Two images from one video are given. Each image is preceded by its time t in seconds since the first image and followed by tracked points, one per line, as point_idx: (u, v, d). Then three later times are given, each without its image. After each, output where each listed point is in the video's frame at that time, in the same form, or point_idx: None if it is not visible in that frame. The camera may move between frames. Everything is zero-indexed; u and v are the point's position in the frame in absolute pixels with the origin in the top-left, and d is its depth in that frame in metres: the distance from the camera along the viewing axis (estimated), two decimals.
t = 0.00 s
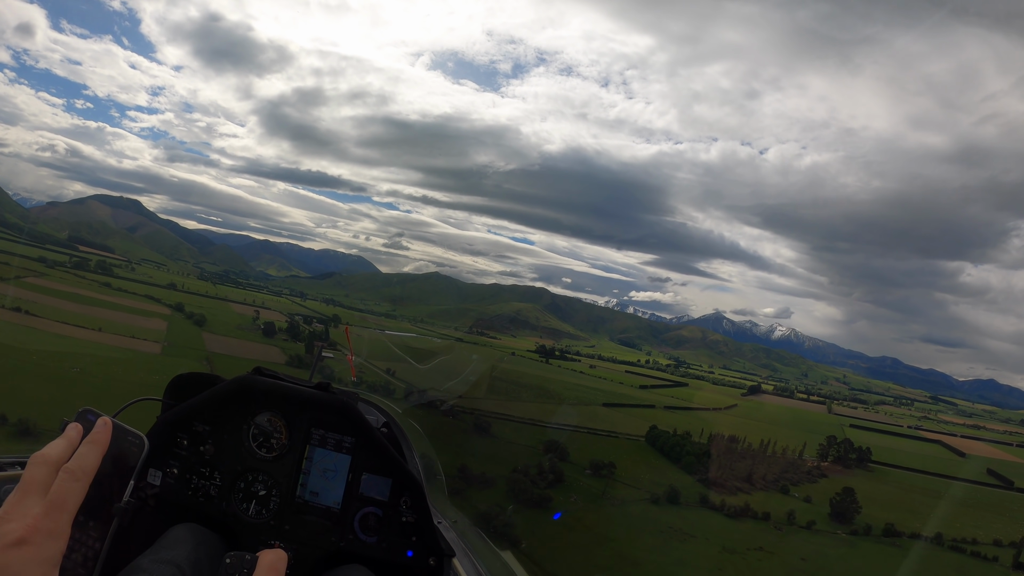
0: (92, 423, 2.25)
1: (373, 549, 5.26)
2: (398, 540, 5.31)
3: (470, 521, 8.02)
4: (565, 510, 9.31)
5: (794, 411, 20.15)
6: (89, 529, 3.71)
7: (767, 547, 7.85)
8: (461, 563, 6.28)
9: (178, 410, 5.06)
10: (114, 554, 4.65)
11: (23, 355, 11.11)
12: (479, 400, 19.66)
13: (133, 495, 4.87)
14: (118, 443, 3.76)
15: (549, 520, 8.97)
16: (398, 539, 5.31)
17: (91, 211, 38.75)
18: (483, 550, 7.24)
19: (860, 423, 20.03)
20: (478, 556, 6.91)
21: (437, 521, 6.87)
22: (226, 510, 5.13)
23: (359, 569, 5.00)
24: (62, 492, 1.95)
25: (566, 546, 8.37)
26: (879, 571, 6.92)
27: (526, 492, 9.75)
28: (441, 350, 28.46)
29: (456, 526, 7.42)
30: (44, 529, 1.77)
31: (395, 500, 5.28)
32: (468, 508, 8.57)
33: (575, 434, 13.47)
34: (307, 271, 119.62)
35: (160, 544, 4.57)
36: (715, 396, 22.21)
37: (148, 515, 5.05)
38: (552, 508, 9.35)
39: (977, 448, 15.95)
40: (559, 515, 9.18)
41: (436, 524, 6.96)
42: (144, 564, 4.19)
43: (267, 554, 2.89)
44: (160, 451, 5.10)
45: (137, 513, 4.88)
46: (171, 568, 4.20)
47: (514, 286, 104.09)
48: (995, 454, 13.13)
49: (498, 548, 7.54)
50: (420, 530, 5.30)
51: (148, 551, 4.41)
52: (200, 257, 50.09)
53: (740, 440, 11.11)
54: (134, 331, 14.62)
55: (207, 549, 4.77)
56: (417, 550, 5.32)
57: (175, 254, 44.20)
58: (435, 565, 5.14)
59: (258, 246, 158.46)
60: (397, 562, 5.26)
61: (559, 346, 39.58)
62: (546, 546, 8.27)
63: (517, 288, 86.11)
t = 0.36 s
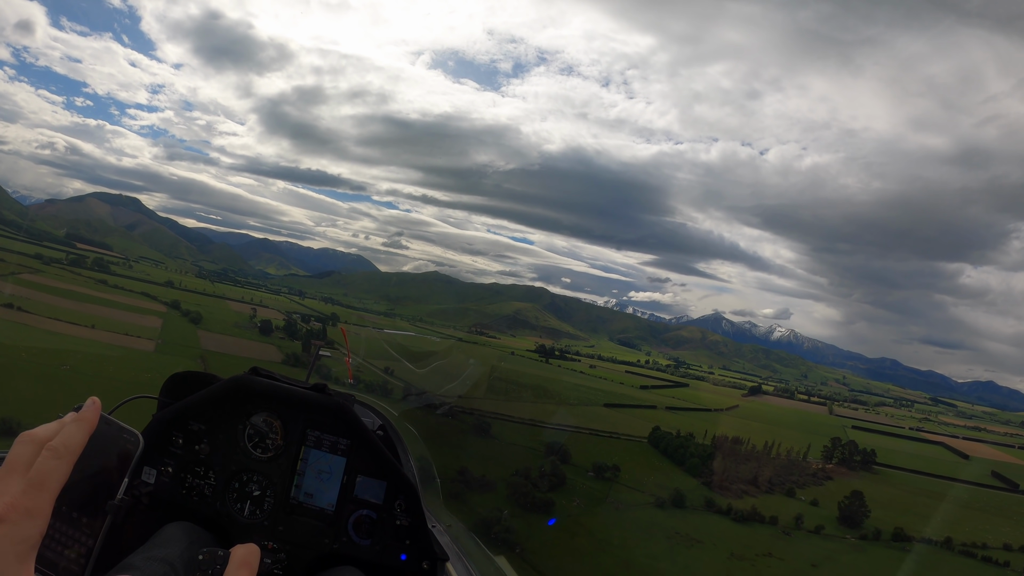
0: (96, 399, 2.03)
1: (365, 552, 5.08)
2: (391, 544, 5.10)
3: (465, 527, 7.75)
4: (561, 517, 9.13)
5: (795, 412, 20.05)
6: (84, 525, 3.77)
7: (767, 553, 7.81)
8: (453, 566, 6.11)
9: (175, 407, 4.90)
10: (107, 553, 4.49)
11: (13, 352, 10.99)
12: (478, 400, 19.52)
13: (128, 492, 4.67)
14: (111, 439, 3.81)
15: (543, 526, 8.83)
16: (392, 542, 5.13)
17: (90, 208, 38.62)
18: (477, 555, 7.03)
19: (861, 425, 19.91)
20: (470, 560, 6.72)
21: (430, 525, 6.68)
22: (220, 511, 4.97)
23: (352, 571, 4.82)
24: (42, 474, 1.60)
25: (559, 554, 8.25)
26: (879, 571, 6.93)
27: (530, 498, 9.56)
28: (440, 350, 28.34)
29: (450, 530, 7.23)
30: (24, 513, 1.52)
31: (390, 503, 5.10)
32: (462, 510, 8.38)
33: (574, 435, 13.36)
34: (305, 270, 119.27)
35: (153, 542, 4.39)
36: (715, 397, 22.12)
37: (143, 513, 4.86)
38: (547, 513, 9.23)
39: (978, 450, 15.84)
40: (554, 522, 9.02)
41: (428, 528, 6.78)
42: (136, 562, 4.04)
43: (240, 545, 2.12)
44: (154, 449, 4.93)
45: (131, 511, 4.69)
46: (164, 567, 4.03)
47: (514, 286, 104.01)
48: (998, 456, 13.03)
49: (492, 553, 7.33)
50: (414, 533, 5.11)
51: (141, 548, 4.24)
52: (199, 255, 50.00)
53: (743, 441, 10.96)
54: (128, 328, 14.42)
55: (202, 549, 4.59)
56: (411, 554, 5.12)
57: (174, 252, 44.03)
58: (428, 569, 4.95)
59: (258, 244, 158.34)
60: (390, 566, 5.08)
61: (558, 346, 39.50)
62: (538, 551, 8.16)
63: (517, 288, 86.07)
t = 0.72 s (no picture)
0: None
1: (370, 550, 5.00)
2: (396, 541, 5.03)
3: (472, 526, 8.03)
4: (563, 510, 9.25)
5: (794, 413, 20.04)
6: (87, 527, 4.19)
7: (765, 557, 7.90)
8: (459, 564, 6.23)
9: (176, 409, 4.80)
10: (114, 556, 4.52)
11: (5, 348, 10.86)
12: (478, 400, 19.45)
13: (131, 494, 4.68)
14: (102, 442, 4.37)
15: (545, 520, 9.07)
16: (396, 539, 5.04)
17: (89, 206, 38.52)
18: (481, 551, 7.24)
19: (862, 426, 19.86)
20: (474, 555, 6.89)
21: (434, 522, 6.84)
22: (225, 511, 4.92)
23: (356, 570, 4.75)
24: None
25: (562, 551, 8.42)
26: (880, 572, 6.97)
27: (529, 500, 9.44)
28: (439, 349, 28.25)
29: (455, 527, 7.45)
30: None
31: (394, 500, 5.01)
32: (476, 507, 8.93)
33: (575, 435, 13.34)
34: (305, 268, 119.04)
35: (157, 545, 4.38)
36: (715, 397, 22.07)
37: (145, 515, 4.86)
38: (550, 508, 9.34)
39: (978, 451, 15.80)
40: (558, 516, 9.15)
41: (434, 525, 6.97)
42: (140, 565, 4.03)
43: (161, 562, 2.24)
44: (157, 450, 4.86)
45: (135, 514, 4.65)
46: (168, 569, 4.01)
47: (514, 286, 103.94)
48: (999, 458, 12.98)
49: (496, 550, 7.55)
50: (418, 529, 5.04)
51: (147, 551, 4.23)
52: (198, 252, 49.90)
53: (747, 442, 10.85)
54: (123, 325, 14.34)
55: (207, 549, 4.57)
56: (415, 551, 5.05)
57: (173, 249, 43.91)
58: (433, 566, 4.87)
59: (258, 242, 158.46)
60: (394, 562, 5.00)
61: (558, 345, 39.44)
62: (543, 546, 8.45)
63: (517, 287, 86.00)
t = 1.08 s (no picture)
0: None
1: (376, 546, 4.90)
2: (402, 536, 4.91)
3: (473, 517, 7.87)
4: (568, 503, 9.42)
5: (794, 413, 20.04)
6: (93, 527, 4.11)
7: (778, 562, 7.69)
8: (465, 557, 6.13)
9: (180, 407, 4.78)
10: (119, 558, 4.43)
11: None
12: (478, 399, 19.34)
13: (136, 493, 4.60)
14: (108, 441, 4.37)
15: (552, 513, 9.05)
16: (402, 534, 4.93)
17: (88, 202, 38.38)
18: (484, 540, 7.15)
19: (861, 426, 19.88)
20: (479, 548, 6.75)
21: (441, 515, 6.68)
22: (230, 509, 4.86)
23: (363, 566, 4.65)
24: None
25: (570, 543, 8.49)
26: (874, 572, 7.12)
27: (525, 499, 9.21)
28: (439, 347, 28.12)
29: (459, 520, 7.27)
30: None
31: (398, 494, 4.91)
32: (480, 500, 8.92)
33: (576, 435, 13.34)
34: (305, 266, 118.78)
35: (163, 544, 4.32)
36: (716, 397, 21.97)
37: (151, 515, 4.77)
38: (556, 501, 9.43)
39: (979, 453, 15.81)
40: (562, 509, 9.25)
41: (439, 517, 6.81)
42: (147, 564, 3.97)
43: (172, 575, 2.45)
44: (161, 449, 4.83)
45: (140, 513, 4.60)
46: (176, 568, 3.95)
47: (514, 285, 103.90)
48: (1001, 459, 12.94)
49: (500, 541, 7.46)
50: (423, 523, 4.90)
51: (155, 549, 4.19)
52: (197, 250, 49.73)
53: (752, 444, 10.91)
54: (116, 320, 14.23)
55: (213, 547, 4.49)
56: (422, 545, 4.92)
57: (173, 247, 43.74)
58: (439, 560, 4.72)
59: (258, 240, 158.14)
60: (400, 558, 4.88)
61: (558, 345, 39.40)
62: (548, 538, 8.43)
63: (517, 287, 85.97)
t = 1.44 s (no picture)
0: None
1: (377, 548, 4.88)
2: (403, 537, 4.91)
3: (473, 516, 7.82)
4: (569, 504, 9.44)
5: (795, 413, 19.97)
6: (94, 533, 3.96)
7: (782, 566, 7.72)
8: (467, 557, 6.04)
9: (180, 411, 4.65)
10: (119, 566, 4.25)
11: None
12: (478, 398, 19.25)
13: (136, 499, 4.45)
14: (106, 447, 4.20)
15: (555, 512, 9.01)
16: (403, 535, 4.92)
17: (86, 198, 38.17)
18: (484, 539, 7.13)
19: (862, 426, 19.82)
20: (481, 548, 6.73)
21: (442, 516, 6.60)
22: (230, 513, 4.76)
23: (363, 568, 4.58)
24: None
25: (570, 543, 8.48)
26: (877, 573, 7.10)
27: (525, 500, 9.07)
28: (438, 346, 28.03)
29: (459, 519, 7.18)
30: None
31: (399, 496, 4.87)
32: (477, 502, 8.64)
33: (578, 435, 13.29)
34: (305, 263, 118.75)
35: (165, 548, 4.18)
36: (718, 397, 21.89)
37: (152, 520, 4.64)
38: (557, 501, 9.42)
39: (980, 453, 15.75)
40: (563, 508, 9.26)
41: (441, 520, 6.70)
42: (147, 567, 3.84)
43: None
44: (160, 454, 4.71)
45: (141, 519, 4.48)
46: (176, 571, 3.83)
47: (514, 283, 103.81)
48: (1002, 460, 12.91)
49: (502, 542, 7.40)
50: (425, 525, 4.89)
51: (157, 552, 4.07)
52: (197, 247, 49.61)
53: (757, 445, 10.94)
54: (112, 317, 14.17)
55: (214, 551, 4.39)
56: (423, 547, 4.93)
57: (172, 243, 43.55)
58: (440, 561, 4.73)
59: (258, 237, 158.03)
60: (401, 559, 4.87)
61: (558, 343, 39.33)
62: (548, 541, 8.39)
63: (517, 285, 85.89)
